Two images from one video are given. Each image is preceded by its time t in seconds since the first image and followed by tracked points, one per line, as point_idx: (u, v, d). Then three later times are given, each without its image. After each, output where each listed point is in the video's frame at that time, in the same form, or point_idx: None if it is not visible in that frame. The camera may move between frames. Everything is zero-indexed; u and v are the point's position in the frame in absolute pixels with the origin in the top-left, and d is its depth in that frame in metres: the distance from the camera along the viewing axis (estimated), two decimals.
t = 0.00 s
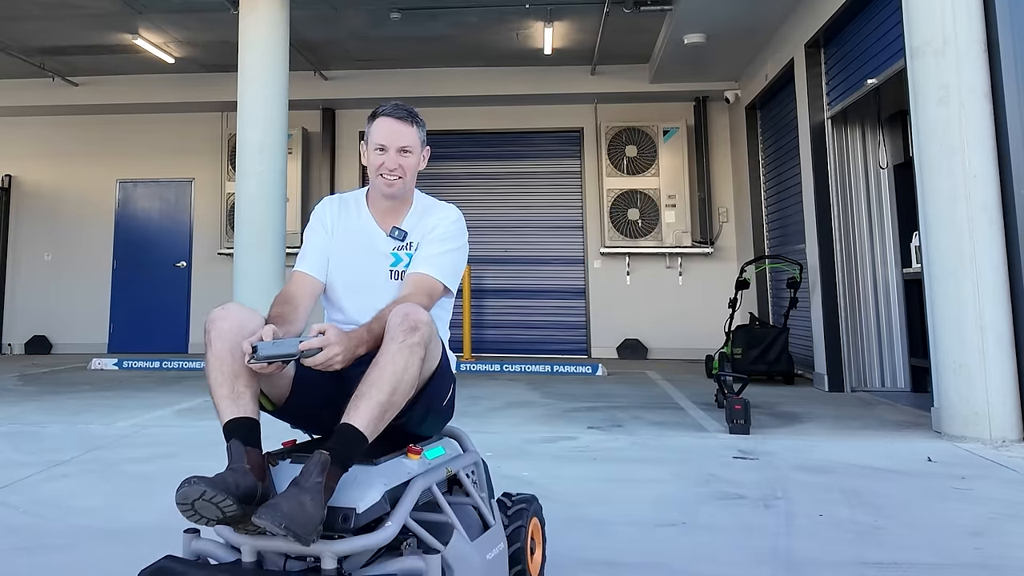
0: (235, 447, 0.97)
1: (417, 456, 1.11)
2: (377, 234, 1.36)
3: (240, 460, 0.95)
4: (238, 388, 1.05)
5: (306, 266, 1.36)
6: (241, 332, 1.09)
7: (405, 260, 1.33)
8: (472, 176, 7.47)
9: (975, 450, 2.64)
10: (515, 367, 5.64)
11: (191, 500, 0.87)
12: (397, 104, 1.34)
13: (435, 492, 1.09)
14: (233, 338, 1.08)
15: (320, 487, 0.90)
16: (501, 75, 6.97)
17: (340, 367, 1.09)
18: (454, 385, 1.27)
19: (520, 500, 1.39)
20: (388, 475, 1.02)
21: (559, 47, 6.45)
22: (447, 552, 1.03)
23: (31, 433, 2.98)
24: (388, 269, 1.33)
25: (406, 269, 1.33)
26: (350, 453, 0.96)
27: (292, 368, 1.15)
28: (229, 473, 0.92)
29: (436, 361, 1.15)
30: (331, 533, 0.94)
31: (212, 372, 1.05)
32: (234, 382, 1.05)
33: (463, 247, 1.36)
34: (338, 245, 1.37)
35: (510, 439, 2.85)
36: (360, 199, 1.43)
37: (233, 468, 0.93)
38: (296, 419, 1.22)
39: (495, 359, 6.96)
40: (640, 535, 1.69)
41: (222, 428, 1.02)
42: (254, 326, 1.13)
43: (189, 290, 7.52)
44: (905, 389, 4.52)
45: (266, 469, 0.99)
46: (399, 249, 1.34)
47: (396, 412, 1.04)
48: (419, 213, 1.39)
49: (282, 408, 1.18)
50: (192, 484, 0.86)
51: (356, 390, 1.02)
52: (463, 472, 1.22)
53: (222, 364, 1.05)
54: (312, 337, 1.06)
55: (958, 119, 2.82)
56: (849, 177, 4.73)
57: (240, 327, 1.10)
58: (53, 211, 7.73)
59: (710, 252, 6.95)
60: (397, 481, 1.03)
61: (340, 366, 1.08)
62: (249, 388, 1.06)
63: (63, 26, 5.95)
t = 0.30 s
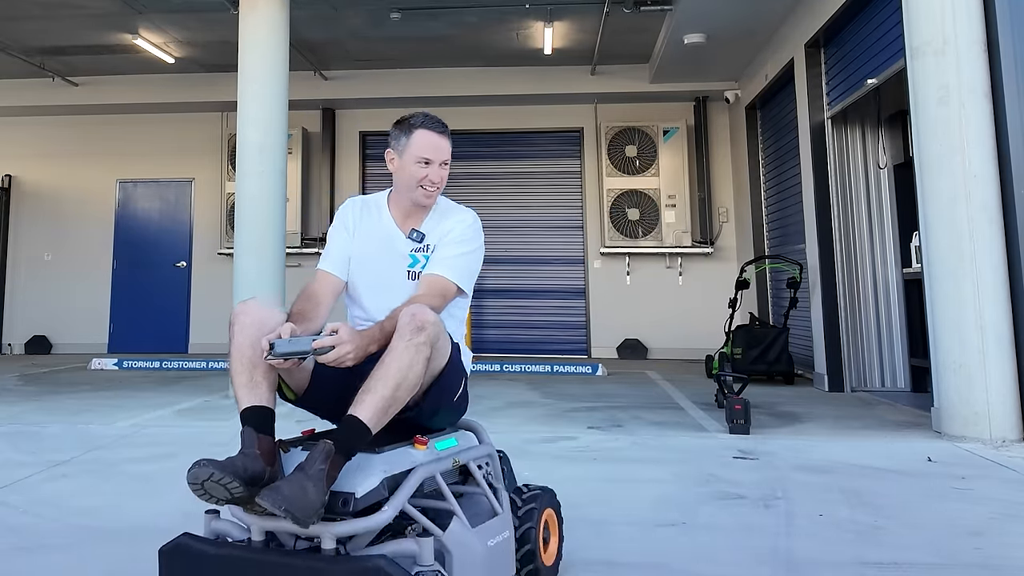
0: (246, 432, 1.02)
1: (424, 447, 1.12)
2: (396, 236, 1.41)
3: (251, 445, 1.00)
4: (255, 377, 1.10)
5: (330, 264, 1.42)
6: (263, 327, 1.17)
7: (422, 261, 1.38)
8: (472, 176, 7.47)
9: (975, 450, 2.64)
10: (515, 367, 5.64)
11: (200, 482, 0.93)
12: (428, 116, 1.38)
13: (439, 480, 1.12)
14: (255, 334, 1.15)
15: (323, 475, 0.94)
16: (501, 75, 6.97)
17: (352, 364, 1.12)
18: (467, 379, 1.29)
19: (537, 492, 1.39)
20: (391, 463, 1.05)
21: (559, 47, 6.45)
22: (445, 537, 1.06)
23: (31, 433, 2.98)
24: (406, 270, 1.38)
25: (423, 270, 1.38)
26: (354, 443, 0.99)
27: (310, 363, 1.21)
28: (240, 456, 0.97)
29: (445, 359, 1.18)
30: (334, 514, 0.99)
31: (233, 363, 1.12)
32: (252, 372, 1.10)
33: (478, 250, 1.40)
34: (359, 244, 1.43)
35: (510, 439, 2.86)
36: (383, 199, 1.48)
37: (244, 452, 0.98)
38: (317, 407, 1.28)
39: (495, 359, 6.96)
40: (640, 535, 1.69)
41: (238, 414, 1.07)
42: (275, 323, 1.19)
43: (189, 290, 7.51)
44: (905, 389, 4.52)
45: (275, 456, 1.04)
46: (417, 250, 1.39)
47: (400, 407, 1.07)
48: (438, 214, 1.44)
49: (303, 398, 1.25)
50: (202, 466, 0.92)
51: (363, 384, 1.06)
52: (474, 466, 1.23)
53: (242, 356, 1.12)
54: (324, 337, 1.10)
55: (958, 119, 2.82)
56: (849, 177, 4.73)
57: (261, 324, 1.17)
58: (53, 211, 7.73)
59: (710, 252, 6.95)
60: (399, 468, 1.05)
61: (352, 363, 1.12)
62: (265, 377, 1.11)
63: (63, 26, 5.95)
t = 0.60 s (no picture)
0: (242, 420, 1.08)
1: (418, 439, 1.17)
2: (416, 237, 1.47)
3: (245, 433, 1.07)
4: (259, 369, 1.17)
5: (347, 262, 1.52)
6: (273, 323, 1.24)
7: (438, 264, 1.45)
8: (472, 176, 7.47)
9: (975, 449, 2.64)
10: (515, 367, 5.65)
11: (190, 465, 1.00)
12: (466, 132, 1.43)
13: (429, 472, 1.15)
14: (263, 332, 1.22)
15: (304, 462, 1.00)
16: (500, 75, 6.97)
17: (348, 357, 1.16)
18: (468, 372, 1.31)
19: (548, 485, 1.39)
20: (377, 453, 1.09)
21: (559, 47, 6.45)
22: (428, 526, 1.11)
23: (31, 433, 2.97)
24: (421, 271, 1.45)
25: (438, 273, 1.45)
26: (338, 434, 1.03)
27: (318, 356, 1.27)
28: (231, 442, 1.04)
29: (438, 353, 1.20)
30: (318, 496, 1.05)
31: (244, 358, 1.20)
32: (257, 365, 1.18)
33: (494, 259, 1.46)
34: (378, 242, 1.50)
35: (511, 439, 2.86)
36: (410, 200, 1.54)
37: (236, 439, 1.05)
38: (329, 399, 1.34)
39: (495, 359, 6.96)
40: (641, 534, 1.69)
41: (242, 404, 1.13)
42: (284, 319, 1.25)
43: (189, 290, 7.51)
44: (905, 389, 4.53)
45: (270, 444, 1.11)
46: (433, 253, 1.46)
47: (389, 400, 1.11)
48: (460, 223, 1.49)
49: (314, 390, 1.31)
50: (190, 451, 0.99)
51: (352, 376, 1.10)
52: (475, 457, 1.26)
53: (251, 350, 1.20)
54: (320, 330, 1.13)
55: (958, 119, 2.82)
56: (849, 177, 4.73)
57: (268, 322, 1.24)
58: (53, 211, 7.73)
59: (710, 252, 6.95)
60: (385, 458, 1.09)
61: (346, 356, 1.15)
62: (268, 368, 1.17)
63: (63, 26, 5.95)
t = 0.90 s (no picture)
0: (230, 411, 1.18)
1: (402, 434, 1.26)
2: (429, 241, 1.54)
3: (230, 423, 1.16)
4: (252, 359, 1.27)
5: (361, 259, 1.62)
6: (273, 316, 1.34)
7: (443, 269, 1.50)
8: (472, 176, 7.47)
9: (975, 449, 2.64)
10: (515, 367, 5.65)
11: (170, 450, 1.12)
12: (493, 148, 1.46)
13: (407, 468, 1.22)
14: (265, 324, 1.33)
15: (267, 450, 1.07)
16: (500, 75, 6.97)
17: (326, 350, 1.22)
18: (458, 368, 1.34)
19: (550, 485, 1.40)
20: (351, 447, 1.17)
21: (559, 47, 6.45)
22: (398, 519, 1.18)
23: (31, 433, 2.97)
24: (427, 275, 1.52)
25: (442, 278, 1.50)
26: (305, 425, 1.10)
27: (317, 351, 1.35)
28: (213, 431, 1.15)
29: (413, 350, 1.23)
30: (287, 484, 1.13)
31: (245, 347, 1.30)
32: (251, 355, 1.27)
33: (502, 271, 1.50)
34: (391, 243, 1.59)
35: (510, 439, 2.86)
36: (430, 203, 1.58)
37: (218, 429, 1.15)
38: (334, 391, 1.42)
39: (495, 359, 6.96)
40: (640, 535, 1.69)
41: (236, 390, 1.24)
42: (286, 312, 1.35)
43: (189, 290, 7.51)
44: (905, 389, 4.53)
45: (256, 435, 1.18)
46: (441, 258, 1.51)
47: (355, 392, 1.15)
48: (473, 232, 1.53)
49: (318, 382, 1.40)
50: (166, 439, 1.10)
51: (322, 369, 1.16)
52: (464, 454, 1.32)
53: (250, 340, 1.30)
54: (297, 324, 1.20)
55: (958, 119, 2.82)
56: (849, 177, 4.73)
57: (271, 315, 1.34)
58: (53, 212, 7.73)
59: (710, 252, 6.95)
60: (360, 452, 1.18)
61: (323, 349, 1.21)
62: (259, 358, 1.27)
63: (63, 26, 5.95)
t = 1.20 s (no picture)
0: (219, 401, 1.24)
1: (382, 430, 1.31)
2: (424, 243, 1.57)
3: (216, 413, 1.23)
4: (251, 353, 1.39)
5: (366, 260, 1.68)
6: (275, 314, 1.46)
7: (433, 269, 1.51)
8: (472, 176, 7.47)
9: (975, 449, 2.64)
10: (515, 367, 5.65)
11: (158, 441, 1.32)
12: (481, 152, 1.46)
13: (380, 463, 1.26)
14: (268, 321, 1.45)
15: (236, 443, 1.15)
16: (500, 75, 6.97)
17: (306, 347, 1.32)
18: (440, 367, 1.38)
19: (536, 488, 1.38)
20: (319, 441, 1.25)
21: (559, 47, 6.45)
22: (361, 512, 1.23)
23: (30, 433, 2.97)
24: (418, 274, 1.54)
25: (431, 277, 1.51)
26: (274, 422, 1.16)
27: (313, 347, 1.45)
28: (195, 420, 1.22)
29: (385, 349, 1.29)
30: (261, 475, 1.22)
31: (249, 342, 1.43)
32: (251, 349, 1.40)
33: (494, 272, 1.51)
34: (393, 243, 1.63)
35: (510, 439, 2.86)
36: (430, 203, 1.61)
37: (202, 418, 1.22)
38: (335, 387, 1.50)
39: (495, 359, 6.96)
40: (640, 535, 1.70)
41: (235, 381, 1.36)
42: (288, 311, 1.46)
43: (189, 291, 7.51)
44: (905, 389, 4.53)
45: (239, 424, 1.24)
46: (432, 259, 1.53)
47: (325, 388, 1.23)
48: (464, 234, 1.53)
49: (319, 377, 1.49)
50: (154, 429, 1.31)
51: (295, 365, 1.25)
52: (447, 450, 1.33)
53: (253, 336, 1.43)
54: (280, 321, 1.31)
55: (958, 119, 2.82)
56: (849, 177, 4.73)
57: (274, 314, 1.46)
58: (53, 212, 7.73)
59: (710, 252, 6.95)
60: (331, 445, 1.25)
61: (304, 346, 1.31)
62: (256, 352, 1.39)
63: (63, 25, 5.95)
